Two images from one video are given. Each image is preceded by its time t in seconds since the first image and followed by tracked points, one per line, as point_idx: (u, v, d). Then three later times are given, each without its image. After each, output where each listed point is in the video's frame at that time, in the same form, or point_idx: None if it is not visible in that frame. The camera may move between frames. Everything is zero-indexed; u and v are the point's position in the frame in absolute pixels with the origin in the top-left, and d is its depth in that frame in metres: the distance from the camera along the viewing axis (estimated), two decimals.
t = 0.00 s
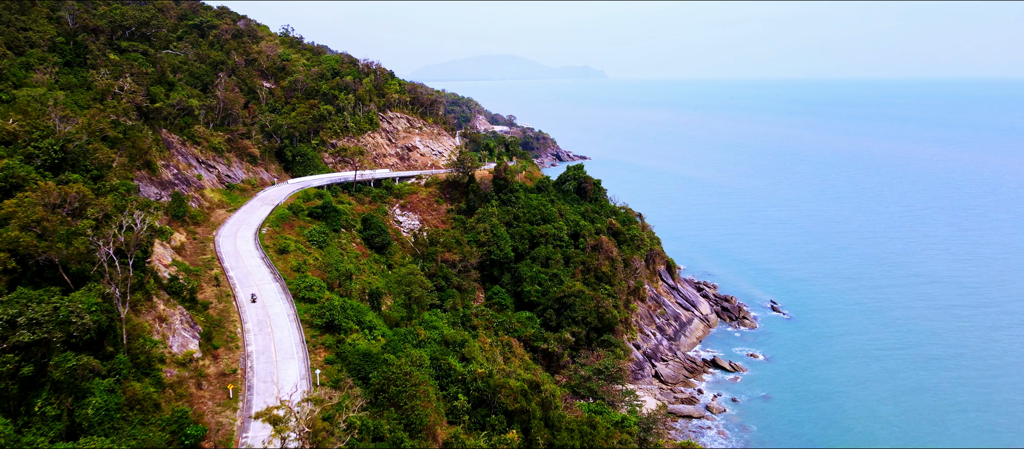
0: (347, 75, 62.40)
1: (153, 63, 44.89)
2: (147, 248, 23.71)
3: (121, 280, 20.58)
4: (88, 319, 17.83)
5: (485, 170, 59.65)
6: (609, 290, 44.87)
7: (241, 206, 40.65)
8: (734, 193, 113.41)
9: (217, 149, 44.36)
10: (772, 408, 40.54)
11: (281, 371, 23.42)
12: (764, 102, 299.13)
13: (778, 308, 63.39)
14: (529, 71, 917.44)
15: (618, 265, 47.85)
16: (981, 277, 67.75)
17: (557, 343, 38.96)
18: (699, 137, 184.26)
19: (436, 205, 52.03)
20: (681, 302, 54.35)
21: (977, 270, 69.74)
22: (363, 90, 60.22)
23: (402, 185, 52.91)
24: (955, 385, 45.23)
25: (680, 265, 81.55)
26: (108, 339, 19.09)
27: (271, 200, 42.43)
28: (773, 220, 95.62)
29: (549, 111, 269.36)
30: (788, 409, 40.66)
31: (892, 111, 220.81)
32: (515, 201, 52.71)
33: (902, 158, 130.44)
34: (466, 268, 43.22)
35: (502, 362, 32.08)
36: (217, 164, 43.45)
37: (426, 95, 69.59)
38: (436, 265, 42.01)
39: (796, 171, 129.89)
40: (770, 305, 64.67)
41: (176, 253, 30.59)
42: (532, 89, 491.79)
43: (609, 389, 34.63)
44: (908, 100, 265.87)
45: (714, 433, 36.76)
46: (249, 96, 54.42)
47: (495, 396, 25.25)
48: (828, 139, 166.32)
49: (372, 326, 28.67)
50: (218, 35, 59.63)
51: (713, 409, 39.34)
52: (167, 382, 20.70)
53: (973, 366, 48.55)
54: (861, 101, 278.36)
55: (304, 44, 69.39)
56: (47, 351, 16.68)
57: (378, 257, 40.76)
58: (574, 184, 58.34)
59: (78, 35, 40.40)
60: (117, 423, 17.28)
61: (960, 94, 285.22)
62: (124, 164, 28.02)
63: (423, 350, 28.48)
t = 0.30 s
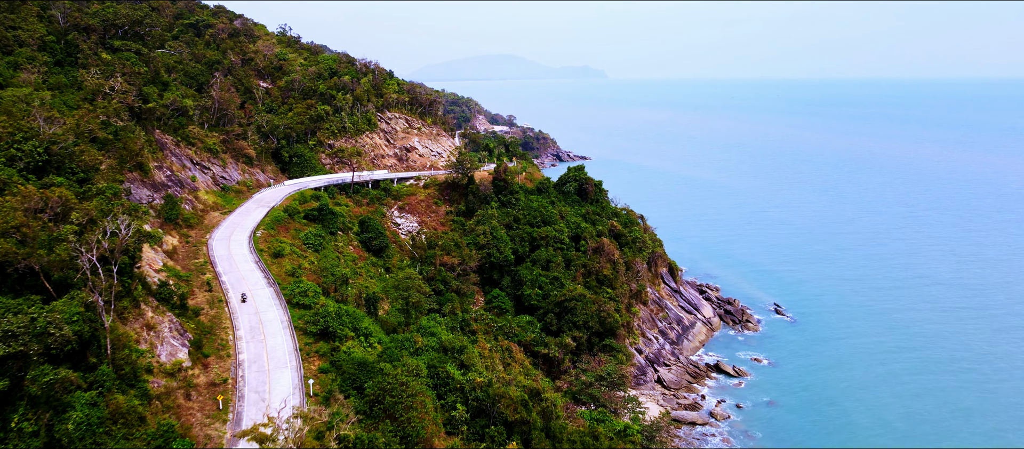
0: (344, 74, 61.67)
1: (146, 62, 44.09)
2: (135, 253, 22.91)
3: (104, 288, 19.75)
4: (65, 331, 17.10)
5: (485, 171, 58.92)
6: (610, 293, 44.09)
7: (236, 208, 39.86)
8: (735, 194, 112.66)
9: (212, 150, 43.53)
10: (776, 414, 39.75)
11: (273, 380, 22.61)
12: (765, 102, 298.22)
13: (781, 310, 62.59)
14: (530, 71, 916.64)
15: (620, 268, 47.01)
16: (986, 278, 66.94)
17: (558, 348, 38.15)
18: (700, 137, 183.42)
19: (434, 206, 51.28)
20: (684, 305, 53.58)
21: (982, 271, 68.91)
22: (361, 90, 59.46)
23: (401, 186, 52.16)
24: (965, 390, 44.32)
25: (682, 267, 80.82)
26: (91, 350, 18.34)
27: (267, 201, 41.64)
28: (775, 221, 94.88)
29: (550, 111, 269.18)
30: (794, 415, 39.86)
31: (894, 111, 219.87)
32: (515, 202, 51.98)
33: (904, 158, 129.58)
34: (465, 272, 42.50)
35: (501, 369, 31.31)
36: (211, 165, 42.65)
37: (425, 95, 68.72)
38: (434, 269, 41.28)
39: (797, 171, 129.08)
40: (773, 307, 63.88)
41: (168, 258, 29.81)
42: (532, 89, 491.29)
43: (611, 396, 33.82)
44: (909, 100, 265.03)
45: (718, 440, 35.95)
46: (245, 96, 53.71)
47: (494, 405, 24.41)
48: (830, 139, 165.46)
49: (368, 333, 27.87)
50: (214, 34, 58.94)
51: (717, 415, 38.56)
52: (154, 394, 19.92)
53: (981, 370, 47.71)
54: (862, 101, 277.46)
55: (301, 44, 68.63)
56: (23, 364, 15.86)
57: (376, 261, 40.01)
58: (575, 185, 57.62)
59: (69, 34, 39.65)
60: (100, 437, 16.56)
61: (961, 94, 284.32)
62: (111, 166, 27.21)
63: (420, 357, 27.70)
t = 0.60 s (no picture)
0: (342, 74, 60.87)
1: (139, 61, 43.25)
2: (123, 258, 22.17)
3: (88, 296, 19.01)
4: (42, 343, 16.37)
5: (484, 172, 58.14)
6: (612, 297, 43.34)
7: (231, 210, 39.08)
8: (737, 194, 111.87)
9: (207, 151, 42.75)
10: (782, 420, 38.94)
11: (265, 390, 21.78)
12: (766, 102, 297.31)
13: (785, 313, 61.77)
14: (530, 71, 915.62)
15: (622, 271, 46.21)
16: (992, 280, 66.04)
17: (559, 354, 37.34)
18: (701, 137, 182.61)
19: (433, 208, 50.50)
20: (686, 308, 52.86)
21: (989, 272, 68.02)
22: (359, 90, 58.65)
23: (399, 188, 51.43)
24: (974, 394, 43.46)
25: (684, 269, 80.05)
26: (73, 361, 17.70)
27: (262, 203, 40.87)
28: (777, 221, 94.04)
29: (550, 111, 268.41)
30: (800, 421, 39.04)
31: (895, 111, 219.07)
32: (515, 204, 51.23)
33: (907, 158, 128.67)
34: (464, 275, 41.77)
35: (500, 376, 30.54)
36: (206, 166, 41.87)
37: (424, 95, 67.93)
38: (433, 273, 40.50)
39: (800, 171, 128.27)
40: (777, 310, 63.06)
41: (159, 262, 29.05)
42: (533, 89, 490.47)
43: (613, 403, 33.00)
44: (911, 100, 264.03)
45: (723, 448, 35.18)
46: (242, 96, 52.94)
47: (494, 416, 23.66)
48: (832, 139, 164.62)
49: (364, 340, 27.11)
50: (210, 34, 58.18)
51: (722, 422, 37.77)
52: (140, 406, 19.13)
53: (991, 373, 46.80)
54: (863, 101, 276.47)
55: (299, 43, 67.86)
56: None
57: (373, 264, 39.28)
58: (576, 186, 56.90)
59: (59, 32, 38.90)
60: None
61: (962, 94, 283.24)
62: (98, 168, 26.42)
63: (418, 365, 26.99)
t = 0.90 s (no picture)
0: (340, 73, 60.04)
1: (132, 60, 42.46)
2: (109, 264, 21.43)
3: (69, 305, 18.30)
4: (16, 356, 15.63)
5: (484, 173, 57.36)
6: (614, 300, 42.58)
7: (225, 212, 38.30)
8: (739, 195, 111.08)
9: (202, 152, 41.99)
10: (788, 427, 38.14)
11: (256, 401, 20.96)
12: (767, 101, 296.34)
13: (789, 315, 60.93)
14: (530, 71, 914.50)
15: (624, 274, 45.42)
16: (998, 281, 65.23)
17: (560, 359, 36.52)
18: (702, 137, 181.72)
19: (432, 210, 49.72)
20: (689, 311, 52.11)
21: (994, 273, 67.22)
22: (357, 90, 57.86)
23: (398, 189, 50.74)
24: (983, 399, 42.67)
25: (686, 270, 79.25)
26: (52, 373, 16.97)
27: (258, 205, 40.08)
28: (780, 222, 93.26)
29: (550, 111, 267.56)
30: (806, 428, 38.24)
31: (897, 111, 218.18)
32: (515, 206, 50.51)
33: (909, 158, 127.76)
34: (463, 279, 41.03)
35: (500, 383, 29.79)
36: (200, 167, 41.08)
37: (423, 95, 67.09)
38: (431, 276, 39.75)
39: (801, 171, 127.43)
40: (780, 312, 62.24)
41: (150, 267, 28.30)
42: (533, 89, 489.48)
43: (616, 409, 32.14)
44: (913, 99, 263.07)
45: None
46: (237, 96, 52.14)
47: (494, 427, 22.93)
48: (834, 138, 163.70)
49: (359, 348, 26.31)
50: (206, 33, 57.38)
51: (726, 429, 37.00)
52: (124, 420, 18.36)
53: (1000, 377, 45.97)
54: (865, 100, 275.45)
55: (297, 42, 67.06)
56: None
57: (370, 268, 38.56)
58: (576, 187, 56.16)
59: (50, 31, 38.16)
60: None
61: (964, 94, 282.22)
62: (85, 170, 25.70)
63: (415, 374, 26.22)
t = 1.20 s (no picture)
0: (337, 73, 59.23)
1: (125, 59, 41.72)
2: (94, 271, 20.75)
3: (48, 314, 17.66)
4: None
5: (484, 174, 56.62)
6: (617, 304, 41.78)
7: (220, 215, 37.49)
8: (741, 195, 110.25)
9: (196, 153, 41.23)
10: (795, 433, 37.32)
11: (246, 413, 20.15)
12: (767, 101, 295.55)
13: (793, 318, 60.10)
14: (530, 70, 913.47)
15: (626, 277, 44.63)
16: (1004, 283, 64.42)
17: (562, 364, 35.69)
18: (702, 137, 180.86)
19: (431, 212, 48.98)
20: (692, 314, 51.33)
21: (1000, 275, 66.43)
22: (355, 90, 57.09)
23: (396, 190, 50.03)
24: (991, 404, 41.91)
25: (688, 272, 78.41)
26: (30, 387, 16.32)
27: (253, 207, 39.28)
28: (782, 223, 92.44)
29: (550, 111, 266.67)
30: (813, 434, 37.42)
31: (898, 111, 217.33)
32: (515, 208, 49.75)
33: (912, 158, 126.94)
34: (463, 282, 40.26)
35: (499, 390, 29.01)
36: (195, 168, 40.31)
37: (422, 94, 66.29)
38: (430, 280, 38.95)
39: (803, 172, 126.65)
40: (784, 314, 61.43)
41: (140, 271, 27.54)
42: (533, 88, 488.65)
43: (619, 417, 31.35)
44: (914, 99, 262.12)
45: None
46: (233, 95, 51.35)
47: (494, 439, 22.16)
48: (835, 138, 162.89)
49: (354, 356, 25.53)
50: (202, 31, 56.58)
51: (731, 436, 36.20)
52: (106, 434, 17.61)
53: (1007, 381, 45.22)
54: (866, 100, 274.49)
55: (294, 41, 66.28)
56: None
57: (367, 271, 37.78)
58: (577, 189, 55.39)
59: (40, 29, 37.39)
60: None
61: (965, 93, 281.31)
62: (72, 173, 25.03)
63: (412, 383, 25.45)
